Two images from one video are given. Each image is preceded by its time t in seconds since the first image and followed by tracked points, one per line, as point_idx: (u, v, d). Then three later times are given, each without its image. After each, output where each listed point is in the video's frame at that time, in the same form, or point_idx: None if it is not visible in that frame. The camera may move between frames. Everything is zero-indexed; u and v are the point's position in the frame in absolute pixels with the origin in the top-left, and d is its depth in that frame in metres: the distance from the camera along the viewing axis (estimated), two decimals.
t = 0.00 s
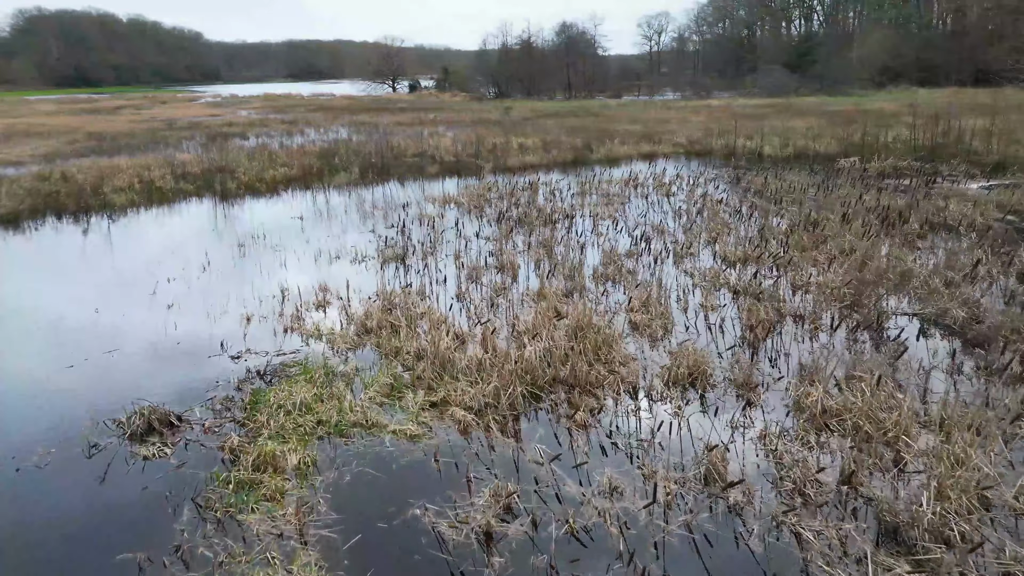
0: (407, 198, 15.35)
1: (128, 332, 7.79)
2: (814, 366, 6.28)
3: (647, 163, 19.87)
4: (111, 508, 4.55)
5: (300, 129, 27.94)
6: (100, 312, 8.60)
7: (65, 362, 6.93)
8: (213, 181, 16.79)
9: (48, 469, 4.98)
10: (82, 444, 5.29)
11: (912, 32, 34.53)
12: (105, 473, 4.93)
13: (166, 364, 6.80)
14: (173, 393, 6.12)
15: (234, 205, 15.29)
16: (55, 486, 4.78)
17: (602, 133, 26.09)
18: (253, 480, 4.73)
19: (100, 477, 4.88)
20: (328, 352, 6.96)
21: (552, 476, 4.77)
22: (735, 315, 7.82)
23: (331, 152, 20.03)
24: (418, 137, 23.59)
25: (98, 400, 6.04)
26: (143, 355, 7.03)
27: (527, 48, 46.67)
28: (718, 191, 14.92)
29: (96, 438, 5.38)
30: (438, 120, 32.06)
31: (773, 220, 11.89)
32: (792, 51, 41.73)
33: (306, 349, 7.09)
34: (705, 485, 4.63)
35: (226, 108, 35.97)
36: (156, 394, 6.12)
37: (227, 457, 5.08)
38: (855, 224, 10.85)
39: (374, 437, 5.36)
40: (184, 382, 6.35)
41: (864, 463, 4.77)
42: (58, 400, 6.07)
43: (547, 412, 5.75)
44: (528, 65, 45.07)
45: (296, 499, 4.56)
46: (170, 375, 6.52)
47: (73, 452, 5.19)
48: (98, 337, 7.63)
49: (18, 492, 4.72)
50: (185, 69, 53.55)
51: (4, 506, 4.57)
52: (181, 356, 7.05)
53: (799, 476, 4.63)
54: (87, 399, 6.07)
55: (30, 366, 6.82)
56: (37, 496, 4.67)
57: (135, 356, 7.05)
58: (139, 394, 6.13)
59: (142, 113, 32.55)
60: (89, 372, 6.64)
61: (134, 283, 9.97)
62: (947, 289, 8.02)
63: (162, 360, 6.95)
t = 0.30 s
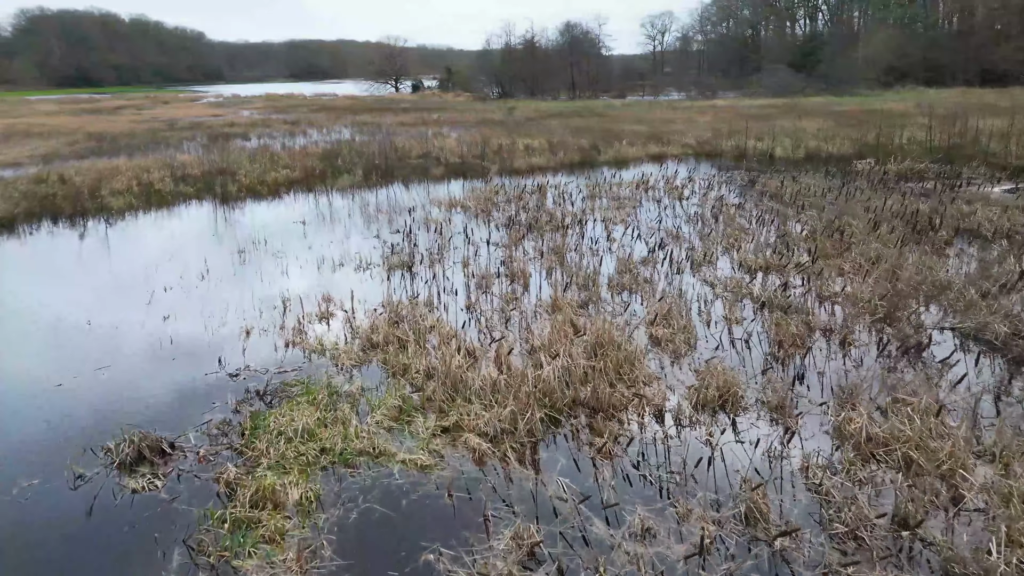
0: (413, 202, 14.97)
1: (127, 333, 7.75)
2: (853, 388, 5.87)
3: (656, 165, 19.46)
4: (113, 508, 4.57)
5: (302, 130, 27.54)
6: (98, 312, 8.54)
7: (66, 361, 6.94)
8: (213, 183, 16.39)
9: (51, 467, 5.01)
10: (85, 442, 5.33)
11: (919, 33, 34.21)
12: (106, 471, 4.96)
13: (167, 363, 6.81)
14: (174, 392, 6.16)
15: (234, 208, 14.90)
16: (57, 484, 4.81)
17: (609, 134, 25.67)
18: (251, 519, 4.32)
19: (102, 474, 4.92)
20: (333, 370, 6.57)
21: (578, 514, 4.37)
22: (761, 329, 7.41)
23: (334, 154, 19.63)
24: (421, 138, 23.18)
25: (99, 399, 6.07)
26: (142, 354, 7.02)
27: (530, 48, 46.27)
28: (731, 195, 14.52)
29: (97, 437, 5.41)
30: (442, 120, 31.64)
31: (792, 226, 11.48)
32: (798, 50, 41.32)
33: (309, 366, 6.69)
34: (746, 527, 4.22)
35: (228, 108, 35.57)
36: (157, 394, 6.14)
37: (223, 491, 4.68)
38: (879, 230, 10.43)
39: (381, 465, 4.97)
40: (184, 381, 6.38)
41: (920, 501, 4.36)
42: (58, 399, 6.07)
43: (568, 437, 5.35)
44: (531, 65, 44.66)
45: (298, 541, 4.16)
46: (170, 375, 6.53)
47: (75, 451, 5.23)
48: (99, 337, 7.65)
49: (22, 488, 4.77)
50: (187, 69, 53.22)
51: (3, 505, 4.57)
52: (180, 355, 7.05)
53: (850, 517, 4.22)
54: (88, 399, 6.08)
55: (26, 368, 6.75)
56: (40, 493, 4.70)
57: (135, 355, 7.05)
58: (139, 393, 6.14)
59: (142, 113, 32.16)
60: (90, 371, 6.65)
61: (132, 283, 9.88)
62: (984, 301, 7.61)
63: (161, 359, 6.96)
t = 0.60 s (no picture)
0: (418, 205, 14.56)
1: (127, 332, 7.74)
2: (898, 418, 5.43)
3: (666, 167, 19.00)
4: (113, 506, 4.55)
5: (304, 131, 27.13)
6: (98, 313, 8.47)
7: (66, 361, 6.93)
8: (213, 186, 15.99)
9: (52, 466, 5.01)
10: (86, 442, 5.33)
11: (927, 32, 33.79)
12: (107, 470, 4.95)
13: (166, 363, 6.78)
14: (174, 392, 6.14)
15: (235, 212, 14.51)
16: (58, 484, 4.81)
17: (616, 135, 25.21)
18: (246, 570, 3.91)
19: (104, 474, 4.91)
20: (337, 391, 6.13)
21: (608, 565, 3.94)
22: (791, 347, 6.97)
23: (337, 155, 19.20)
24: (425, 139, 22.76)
25: (99, 397, 6.06)
26: (142, 354, 7.01)
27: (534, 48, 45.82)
28: (746, 199, 14.08)
29: (98, 438, 5.40)
30: (446, 121, 31.21)
31: (813, 232, 11.03)
32: (804, 49, 40.87)
33: (311, 387, 6.27)
34: None
35: (229, 108, 35.17)
36: (156, 394, 6.11)
37: (215, 534, 4.26)
38: (906, 238, 9.98)
39: (389, 501, 4.57)
40: (184, 381, 6.38)
41: (989, 553, 3.92)
42: (57, 399, 6.04)
43: (592, 469, 4.93)
44: (535, 64, 44.20)
45: None
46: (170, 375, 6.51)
47: (75, 451, 5.23)
48: (100, 337, 7.62)
49: (23, 487, 4.77)
50: (190, 69, 52.85)
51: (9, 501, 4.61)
52: (180, 355, 7.03)
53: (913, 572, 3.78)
54: (87, 398, 6.06)
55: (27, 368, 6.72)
56: (41, 492, 4.70)
57: (134, 355, 7.02)
58: (138, 394, 6.11)
59: (142, 113, 31.76)
60: (91, 371, 6.64)
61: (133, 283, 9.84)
62: None
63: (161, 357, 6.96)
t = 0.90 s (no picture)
0: (424, 209, 14.14)
1: (126, 331, 7.71)
2: (951, 452, 4.97)
3: (676, 170, 18.55)
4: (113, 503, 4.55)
5: (307, 132, 26.71)
6: (97, 312, 8.43)
7: (66, 361, 6.90)
8: (213, 190, 15.58)
9: (51, 467, 4.98)
10: (85, 441, 5.34)
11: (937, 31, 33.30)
12: (108, 469, 4.96)
13: (166, 364, 6.75)
14: (173, 393, 6.12)
15: (235, 216, 14.11)
16: (58, 481, 4.81)
17: (624, 136, 24.76)
18: None
19: (104, 472, 4.91)
20: (339, 417, 5.68)
21: None
22: (825, 367, 6.50)
23: (340, 157, 18.78)
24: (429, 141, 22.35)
25: (99, 397, 6.07)
26: (140, 354, 6.98)
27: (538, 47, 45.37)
28: (762, 203, 13.62)
29: (97, 438, 5.38)
30: (449, 121, 30.77)
31: (836, 239, 10.56)
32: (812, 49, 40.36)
33: (311, 412, 5.81)
34: None
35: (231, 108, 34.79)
36: (156, 394, 6.09)
37: None
38: (936, 247, 9.52)
39: (396, 548, 4.14)
40: (183, 382, 6.34)
41: None
42: (56, 399, 6.02)
43: (619, 512, 4.47)
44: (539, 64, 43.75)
45: None
46: (169, 376, 6.48)
47: (74, 451, 5.21)
48: (100, 336, 7.59)
49: (22, 487, 4.74)
50: (192, 69, 52.48)
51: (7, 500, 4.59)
52: (178, 356, 6.99)
53: None
54: (87, 397, 6.06)
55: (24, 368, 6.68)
56: (41, 489, 4.71)
57: (134, 355, 6.99)
58: (137, 395, 6.08)
59: (143, 114, 31.39)
60: (91, 370, 6.65)
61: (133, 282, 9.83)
62: None
63: (160, 358, 6.93)
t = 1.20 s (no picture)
0: (429, 214, 13.67)
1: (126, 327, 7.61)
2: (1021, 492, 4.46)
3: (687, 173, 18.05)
4: (113, 503, 4.50)
5: (308, 132, 26.27)
6: (97, 309, 8.32)
7: (63, 356, 6.80)
8: (212, 193, 15.14)
9: (49, 466, 4.90)
10: (85, 440, 5.25)
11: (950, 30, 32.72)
12: (108, 469, 4.87)
13: (165, 363, 6.64)
14: (172, 392, 6.03)
15: (234, 220, 13.66)
16: (58, 481, 4.73)
17: (631, 137, 24.25)
18: None
19: (104, 472, 4.83)
20: (340, 448, 5.19)
21: None
22: (866, 390, 6.00)
23: (342, 159, 18.32)
24: (433, 142, 21.90)
25: (98, 395, 5.96)
26: (139, 351, 6.87)
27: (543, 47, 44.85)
28: (780, 208, 13.10)
29: (96, 437, 5.29)
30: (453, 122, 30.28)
31: (863, 247, 10.04)
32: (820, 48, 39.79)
33: (310, 441, 5.32)
34: None
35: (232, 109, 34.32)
36: (155, 394, 5.99)
37: None
38: (970, 255, 9.01)
39: None
40: (181, 382, 6.23)
41: None
42: (53, 396, 5.92)
43: (653, 563, 3.97)
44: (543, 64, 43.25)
45: None
46: (167, 376, 6.36)
47: (71, 450, 5.11)
48: (100, 331, 7.50)
49: (21, 486, 4.67)
50: (193, 69, 52.02)
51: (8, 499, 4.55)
52: (177, 354, 6.86)
53: None
54: (85, 395, 5.96)
55: (22, 364, 6.59)
56: (41, 489, 4.63)
57: (132, 352, 6.89)
58: (135, 394, 5.97)
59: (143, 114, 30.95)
60: (89, 368, 6.52)
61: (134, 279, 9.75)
62: None
63: (159, 355, 6.82)
